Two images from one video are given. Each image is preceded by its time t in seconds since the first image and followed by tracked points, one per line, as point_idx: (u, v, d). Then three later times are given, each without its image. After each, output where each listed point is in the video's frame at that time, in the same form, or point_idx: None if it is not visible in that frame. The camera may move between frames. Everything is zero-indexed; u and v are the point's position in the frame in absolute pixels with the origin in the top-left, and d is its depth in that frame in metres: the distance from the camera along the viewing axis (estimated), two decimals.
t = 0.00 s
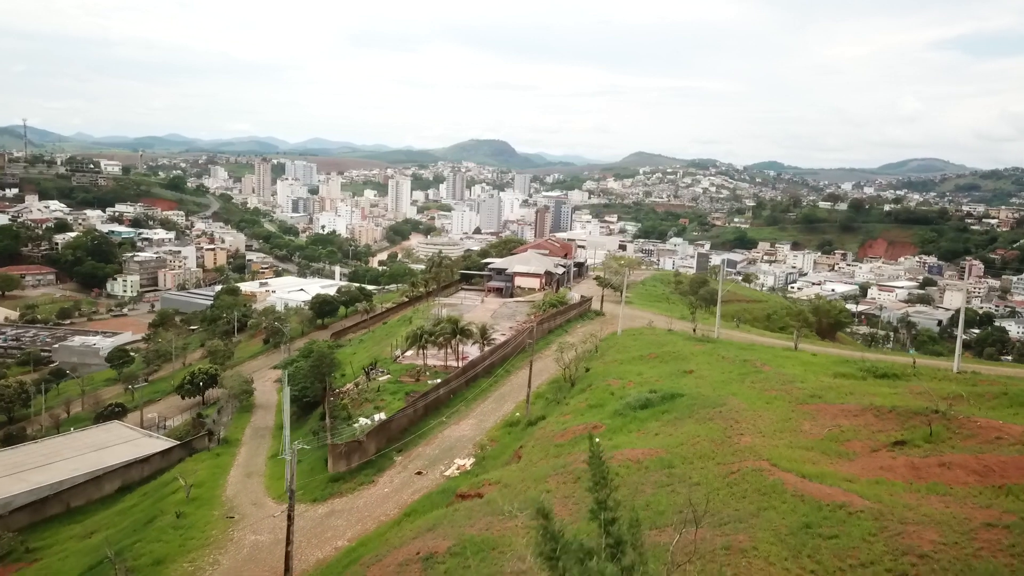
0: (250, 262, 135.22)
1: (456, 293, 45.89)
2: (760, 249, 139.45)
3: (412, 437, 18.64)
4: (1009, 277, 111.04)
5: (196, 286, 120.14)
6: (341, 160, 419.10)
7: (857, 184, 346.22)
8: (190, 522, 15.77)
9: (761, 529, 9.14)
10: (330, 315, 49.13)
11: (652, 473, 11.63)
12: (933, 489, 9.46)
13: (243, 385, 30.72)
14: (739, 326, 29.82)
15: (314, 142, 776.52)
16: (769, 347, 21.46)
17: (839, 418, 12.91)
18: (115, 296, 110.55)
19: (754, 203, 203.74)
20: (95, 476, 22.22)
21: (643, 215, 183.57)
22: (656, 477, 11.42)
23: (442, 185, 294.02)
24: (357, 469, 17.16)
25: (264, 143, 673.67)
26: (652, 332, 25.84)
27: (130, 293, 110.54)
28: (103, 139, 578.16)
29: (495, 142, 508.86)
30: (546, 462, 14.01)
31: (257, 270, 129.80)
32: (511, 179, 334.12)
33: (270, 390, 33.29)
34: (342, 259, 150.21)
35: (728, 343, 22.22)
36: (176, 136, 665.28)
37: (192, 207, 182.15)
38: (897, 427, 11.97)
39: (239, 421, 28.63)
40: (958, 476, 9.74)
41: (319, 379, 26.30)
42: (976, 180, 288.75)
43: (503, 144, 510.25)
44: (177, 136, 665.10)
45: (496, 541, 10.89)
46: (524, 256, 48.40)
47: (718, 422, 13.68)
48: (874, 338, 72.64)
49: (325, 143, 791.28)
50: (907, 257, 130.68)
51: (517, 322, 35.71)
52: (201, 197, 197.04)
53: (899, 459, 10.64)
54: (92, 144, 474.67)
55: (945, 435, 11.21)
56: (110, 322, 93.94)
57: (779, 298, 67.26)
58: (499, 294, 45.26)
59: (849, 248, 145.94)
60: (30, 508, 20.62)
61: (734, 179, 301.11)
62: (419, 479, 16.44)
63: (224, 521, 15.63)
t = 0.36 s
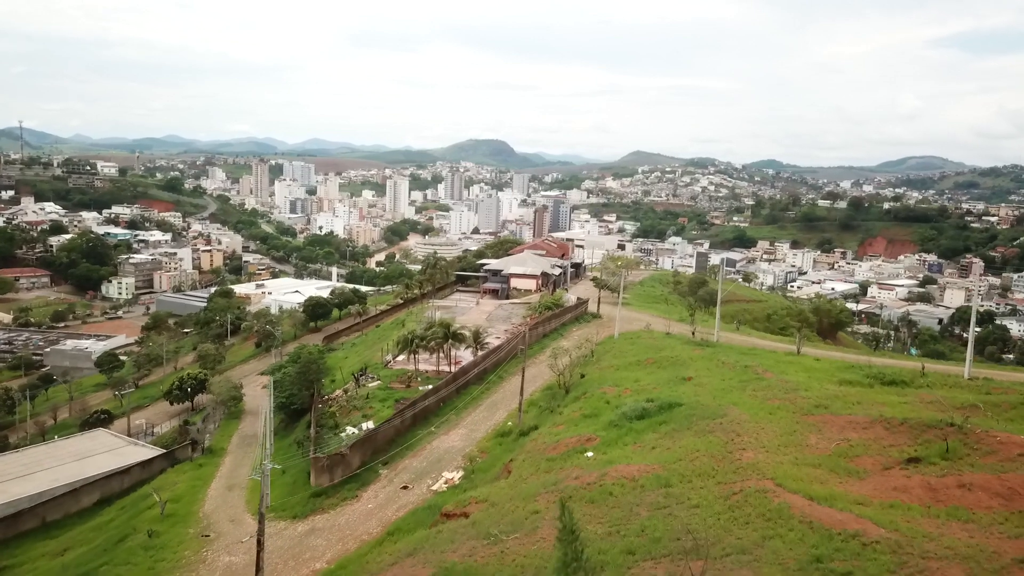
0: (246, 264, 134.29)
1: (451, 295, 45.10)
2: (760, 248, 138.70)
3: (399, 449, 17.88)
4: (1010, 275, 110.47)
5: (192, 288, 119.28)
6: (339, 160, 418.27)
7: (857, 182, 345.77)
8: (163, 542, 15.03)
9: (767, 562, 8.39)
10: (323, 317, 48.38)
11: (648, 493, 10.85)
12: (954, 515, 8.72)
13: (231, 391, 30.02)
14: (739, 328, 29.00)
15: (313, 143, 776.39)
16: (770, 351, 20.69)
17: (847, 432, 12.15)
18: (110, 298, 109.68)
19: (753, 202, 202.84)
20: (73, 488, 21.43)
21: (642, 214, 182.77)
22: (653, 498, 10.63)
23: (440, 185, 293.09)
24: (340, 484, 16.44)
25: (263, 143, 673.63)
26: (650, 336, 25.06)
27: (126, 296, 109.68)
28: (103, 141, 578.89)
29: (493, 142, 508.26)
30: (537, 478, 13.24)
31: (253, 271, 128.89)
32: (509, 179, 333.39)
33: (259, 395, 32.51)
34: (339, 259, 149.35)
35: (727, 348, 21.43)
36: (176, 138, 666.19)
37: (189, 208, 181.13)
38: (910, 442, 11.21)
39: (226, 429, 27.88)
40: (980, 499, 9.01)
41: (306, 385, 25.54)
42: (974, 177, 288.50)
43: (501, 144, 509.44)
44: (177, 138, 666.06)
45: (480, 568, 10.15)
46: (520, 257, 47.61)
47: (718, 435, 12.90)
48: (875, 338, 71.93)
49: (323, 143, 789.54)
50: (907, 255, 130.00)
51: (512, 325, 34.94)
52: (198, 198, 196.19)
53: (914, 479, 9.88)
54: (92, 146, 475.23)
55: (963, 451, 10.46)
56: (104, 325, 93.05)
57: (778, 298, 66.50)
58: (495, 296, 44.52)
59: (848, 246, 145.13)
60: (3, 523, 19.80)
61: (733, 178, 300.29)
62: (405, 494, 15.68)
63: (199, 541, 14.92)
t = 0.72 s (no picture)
0: (243, 265, 133.40)
1: (446, 297, 44.20)
2: (759, 247, 138.01)
3: (385, 463, 17.06)
4: (1010, 273, 109.88)
5: (188, 290, 118.33)
6: (336, 161, 417.25)
7: (856, 180, 345.05)
8: (132, 567, 14.34)
9: None
10: (316, 320, 47.50)
11: (648, 519, 10.02)
12: (985, 551, 7.95)
13: (219, 398, 29.22)
14: (740, 330, 28.12)
15: (310, 142, 776.63)
16: (775, 357, 19.83)
17: (859, 448, 11.33)
18: (105, 301, 108.85)
19: (752, 200, 201.91)
20: (48, 503, 20.53)
21: (641, 213, 182.04)
22: (652, 525, 9.81)
23: (438, 185, 292.22)
24: (322, 501, 15.63)
25: (261, 143, 673.16)
26: (650, 340, 24.21)
27: (121, 298, 108.85)
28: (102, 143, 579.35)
29: (492, 143, 507.75)
30: (528, 498, 12.43)
31: (250, 273, 127.99)
32: (508, 178, 332.66)
33: (248, 401, 31.72)
34: (337, 260, 148.49)
35: (730, 353, 20.57)
36: (175, 139, 666.23)
37: (185, 209, 180.29)
38: (929, 461, 10.39)
39: (211, 438, 27.06)
40: (1013, 530, 8.20)
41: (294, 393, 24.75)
42: (973, 175, 288.10)
43: (500, 143, 508.51)
44: (176, 139, 666.29)
45: None
46: (517, 257, 46.79)
47: (721, 452, 12.08)
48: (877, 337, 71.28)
49: (321, 144, 788.36)
50: (907, 253, 129.34)
51: (508, 328, 34.05)
52: (195, 200, 195.22)
53: (937, 504, 9.08)
54: (89, 147, 475.11)
55: (989, 471, 9.65)
56: (99, 328, 92.20)
57: (779, 297, 65.69)
58: (491, 297, 43.67)
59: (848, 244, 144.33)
60: None
61: (731, 177, 299.39)
62: (390, 512, 14.83)
63: (171, 564, 14.25)
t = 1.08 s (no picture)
0: (239, 267, 132.34)
1: (441, 300, 43.30)
2: (758, 246, 137.22)
3: (371, 480, 16.16)
4: (1010, 271, 109.12)
5: (183, 292, 117.21)
6: (334, 161, 416.12)
7: (854, 178, 344.54)
8: None
9: None
10: (308, 324, 46.49)
11: (650, 554, 9.17)
12: None
13: (205, 406, 28.36)
14: (742, 334, 27.23)
15: (308, 144, 775.63)
16: (779, 364, 18.94)
17: (877, 469, 10.47)
18: (99, 304, 107.75)
19: (751, 199, 200.94)
20: (19, 522, 19.49)
21: (639, 213, 181.26)
22: (655, 561, 8.97)
23: (436, 185, 291.13)
24: (303, 522, 14.71)
25: (259, 144, 671.67)
26: (650, 345, 23.33)
27: (115, 301, 107.73)
28: (98, 145, 577.53)
29: (490, 142, 506.80)
30: (519, 524, 11.55)
31: (246, 275, 126.99)
32: (506, 178, 331.57)
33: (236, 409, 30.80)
34: (333, 261, 147.48)
35: (733, 361, 19.66)
36: (172, 141, 664.32)
37: (182, 211, 179.10)
38: (956, 487, 9.57)
39: (196, 449, 26.16)
40: None
41: (279, 403, 23.89)
42: (971, 172, 287.62)
43: (498, 143, 507.54)
44: (173, 141, 664.56)
45: None
46: (513, 259, 45.89)
47: (726, 472, 11.21)
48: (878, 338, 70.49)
49: (319, 144, 787.64)
50: (907, 252, 128.60)
51: (504, 332, 33.15)
52: (191, 201, 194.03)
53: (968, 540, 8.27)
54: (86, 149, 473.51)
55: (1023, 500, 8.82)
56: (92, 331, 91.10)
57: (779, 297, 64.88)
58: (486, 300, 42.77)
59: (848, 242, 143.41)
60: None
61: (730, 175, 298.64)
62: (373, 534, 13.93)
63: None
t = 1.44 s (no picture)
0: (234, 268, 131.32)
1: (436, 303, 42.37)
2: (757, 245, 136.40)
3: (354, 500, 15.26)
4: (1011, 269, 108.39)
5: (178, 294, 116.18)
6: (331, 162, 414.81)
7: (852, 177, 344.19)
8: None
9: None
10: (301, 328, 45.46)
11: None
12: None
13: (190, 415, 27.44)
14: (744, 339, 26.30)
15: (305, 145, 776.37)
16: (785, 374, 18.02)
17: (902, 496, 9.57)
18: (93, 307, 106.60)
19: (750, 198, 200.29)
20: None
21: (638, 212, 180.37)
22: None
23: (434, 185, 290.08)
24: (279, 548, 13.85)
25: (257, 146, 670.89)
26: (650, 352, 22.43)
27: (109, 304, 106.51)
28: (95, 146, 576.49)
29: (488, 143, 505.95)
30: (508, 557, 10.65)
31: (242, 277, 125.99)
32: (504, 178, 330.61)
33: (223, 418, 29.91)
34: (330, 263, 146.42)
35: (738, 369, 18.72)
36: (170, 142, 664.73)
37: (178, 212, 178.00)
38: (991, 518, 8.72)
39: (179, 460, 25.33)
40: None
41: (263, 413, 22.98)
42: (970, 170, 287.21)
43: (496, 143, 506.62)
44: (171, 142, 664.74)
45: None
46: (509, 260, 44.99)
47: (735, 498, 10.29)
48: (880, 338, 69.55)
49: (317, 145, 785.64)
50: (907, 250, 127.76)
51: (499, 336, 32.25)
52: (188, 202, 192.90)
53: None
54: (83, 151, 471.67)
55: None
56: (86, 335, 89.99)
57: (780, 298, 63.99)
58: (482, 303, 41.84)
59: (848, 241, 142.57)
60: None
61: (728, 174, 297.79)
62: (355, 561, 13.03)
63: None
